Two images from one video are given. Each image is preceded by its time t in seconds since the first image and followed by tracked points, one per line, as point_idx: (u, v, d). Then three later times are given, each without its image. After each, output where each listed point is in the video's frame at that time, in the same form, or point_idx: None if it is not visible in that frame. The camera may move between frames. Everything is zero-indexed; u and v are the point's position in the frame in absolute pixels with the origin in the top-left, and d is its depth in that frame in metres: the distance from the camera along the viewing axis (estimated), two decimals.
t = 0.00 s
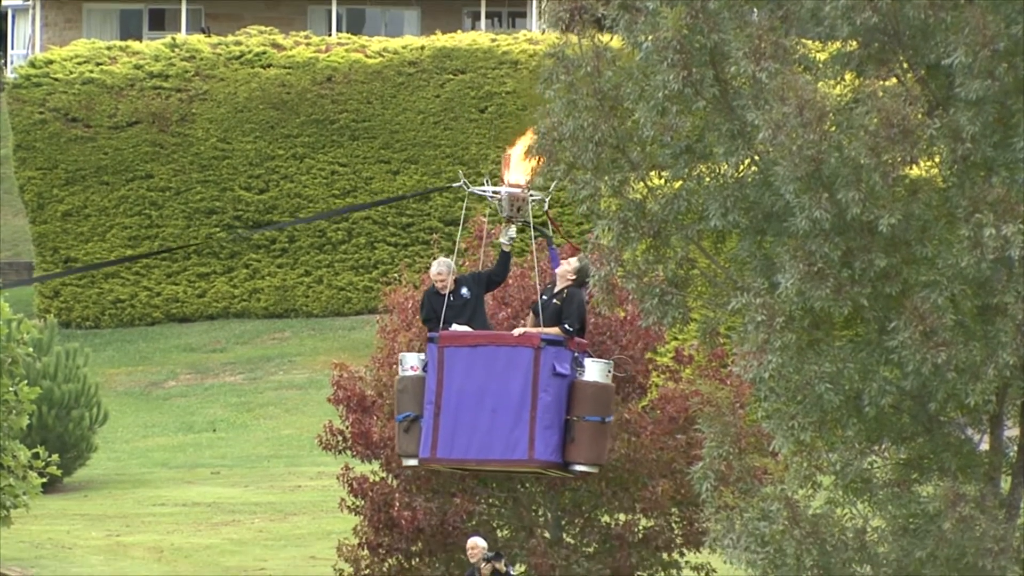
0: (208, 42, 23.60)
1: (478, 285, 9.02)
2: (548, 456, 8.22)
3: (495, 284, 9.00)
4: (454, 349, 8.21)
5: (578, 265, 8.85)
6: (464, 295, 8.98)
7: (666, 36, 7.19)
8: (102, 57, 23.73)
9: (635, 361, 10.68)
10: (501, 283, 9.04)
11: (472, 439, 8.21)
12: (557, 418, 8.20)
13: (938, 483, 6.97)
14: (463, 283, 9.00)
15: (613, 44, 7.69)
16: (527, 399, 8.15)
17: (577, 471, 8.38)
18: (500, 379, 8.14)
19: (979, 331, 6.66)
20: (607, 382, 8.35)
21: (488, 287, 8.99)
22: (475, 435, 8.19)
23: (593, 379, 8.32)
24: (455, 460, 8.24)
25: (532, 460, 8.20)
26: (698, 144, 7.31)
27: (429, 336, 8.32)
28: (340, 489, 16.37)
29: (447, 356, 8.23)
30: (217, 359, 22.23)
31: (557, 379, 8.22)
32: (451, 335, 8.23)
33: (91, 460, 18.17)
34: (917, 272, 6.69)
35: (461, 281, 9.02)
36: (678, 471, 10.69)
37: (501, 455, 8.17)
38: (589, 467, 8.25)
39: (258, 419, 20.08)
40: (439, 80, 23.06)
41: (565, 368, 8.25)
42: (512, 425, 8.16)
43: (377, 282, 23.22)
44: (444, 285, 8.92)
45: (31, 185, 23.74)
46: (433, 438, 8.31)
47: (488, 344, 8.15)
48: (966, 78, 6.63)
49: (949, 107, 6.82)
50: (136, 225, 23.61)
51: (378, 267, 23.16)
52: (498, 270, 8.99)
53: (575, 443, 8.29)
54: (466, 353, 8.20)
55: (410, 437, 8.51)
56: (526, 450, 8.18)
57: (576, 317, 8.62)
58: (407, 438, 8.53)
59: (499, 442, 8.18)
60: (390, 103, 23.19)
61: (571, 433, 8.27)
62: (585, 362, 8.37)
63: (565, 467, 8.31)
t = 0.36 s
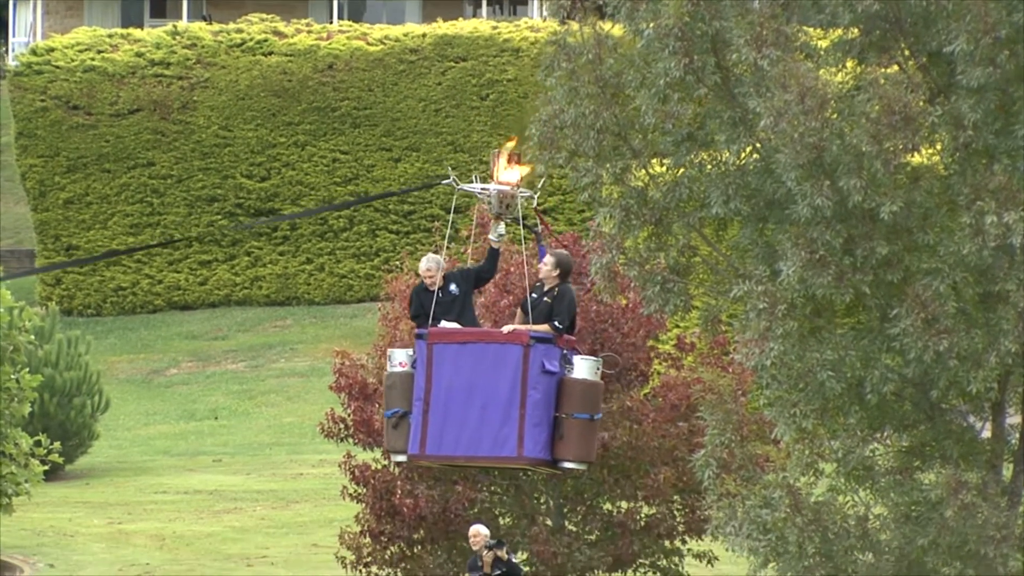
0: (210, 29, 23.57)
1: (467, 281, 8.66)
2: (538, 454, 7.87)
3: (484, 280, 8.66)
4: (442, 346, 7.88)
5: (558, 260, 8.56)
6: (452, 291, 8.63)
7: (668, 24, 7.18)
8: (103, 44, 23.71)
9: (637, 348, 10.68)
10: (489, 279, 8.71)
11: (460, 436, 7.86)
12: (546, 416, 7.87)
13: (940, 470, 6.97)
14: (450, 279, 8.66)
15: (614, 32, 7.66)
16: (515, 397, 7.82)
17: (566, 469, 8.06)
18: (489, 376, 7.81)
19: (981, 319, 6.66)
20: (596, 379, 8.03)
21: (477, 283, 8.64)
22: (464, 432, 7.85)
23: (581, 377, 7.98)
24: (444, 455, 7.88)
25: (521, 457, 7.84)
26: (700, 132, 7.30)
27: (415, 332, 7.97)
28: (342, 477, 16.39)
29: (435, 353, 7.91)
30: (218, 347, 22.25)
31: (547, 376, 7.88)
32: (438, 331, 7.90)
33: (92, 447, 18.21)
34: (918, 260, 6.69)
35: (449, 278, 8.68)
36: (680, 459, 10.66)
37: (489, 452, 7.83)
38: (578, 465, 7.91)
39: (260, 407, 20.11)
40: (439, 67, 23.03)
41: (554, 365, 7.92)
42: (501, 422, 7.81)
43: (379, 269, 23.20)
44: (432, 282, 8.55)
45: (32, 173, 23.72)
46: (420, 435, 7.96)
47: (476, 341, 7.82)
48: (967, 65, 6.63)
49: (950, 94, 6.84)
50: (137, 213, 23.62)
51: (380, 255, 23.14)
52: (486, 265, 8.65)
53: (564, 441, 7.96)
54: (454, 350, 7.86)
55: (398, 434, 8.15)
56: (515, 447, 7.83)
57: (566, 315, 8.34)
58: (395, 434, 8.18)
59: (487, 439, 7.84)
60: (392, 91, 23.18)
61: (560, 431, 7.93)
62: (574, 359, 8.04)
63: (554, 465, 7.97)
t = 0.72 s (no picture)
0: (211, 21, 23.57)
1: (453, 280, 8.57)
2: (523, 456, 7.87)
3: (470, 279, 8.57)
4: (429, 347, 7.83)
5: (539, 261, 8.42)
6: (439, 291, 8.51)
7: (670, 15, 7.19)
8: (104, 35, 23.78)
9: (638, 340, 10.65)
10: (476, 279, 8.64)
11: (446, 436, 7.84)
12: (532, 417, 7.86)
13: (940, 463, 6.96)
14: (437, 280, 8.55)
15: (616, 23, 7.68)
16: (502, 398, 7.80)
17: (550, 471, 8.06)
18: (476, 377, 7.78)
19: (981, 311, 6.66)
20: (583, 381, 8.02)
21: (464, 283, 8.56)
22: (450, 433, 7.82)
23: (568, 378, 7.98)
24: (429, 455, 7.86)
25: (507, 458, 7.84)
26: (701, 124, 7.30)
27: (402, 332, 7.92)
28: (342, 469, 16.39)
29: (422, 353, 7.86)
30: (219, 339, 22.28)
31: (534, 378, 7.87)
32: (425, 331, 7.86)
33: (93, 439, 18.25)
34: (919, 252, 6.69)
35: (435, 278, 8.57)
36: (681, 450, 10.65)
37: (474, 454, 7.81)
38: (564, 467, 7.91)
39: (260, 399, 20.13)
40: (439, 59, 22.92)
41: (541, 367, 7.90)
42: (487, 423, 7.79)
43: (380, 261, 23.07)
44: (420, 283, 8.45)
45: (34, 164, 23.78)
46: (406, 435, 7.93)
47: (464, 342, 7.78)
48: (969, 56, 6.61)
49: (951, 86, 6.84)
50: (138, 204, 23.64)
51: (381, 247, 23.02)
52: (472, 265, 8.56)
53: (549, 443, 7.96)
54: (441, 351, 7.83)
55: (383, 433, 8.13)
56: (501, 448, 7.83)
57: (551, 317, 8.23)
58: (380, 433, 8.15)
59: (473, 440, 7.82)
60: (393, 82, 23.09)
61: (546, 432, 7.93)
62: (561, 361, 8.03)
63: (539, 467, 7.98)
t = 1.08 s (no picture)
0: (212, 15, 23.56)
1: (441, 283, 8.50)
2: (510, 459, 7.86)
3: (458, 282, 8.51)
4: (416, 350, 7.77)
5: (525, 263, 8.41)
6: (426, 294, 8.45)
7: (671, 9, 7.17)
8: (106, 29, 23.81)
9: (640, 334, 10.65)
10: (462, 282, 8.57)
11: (433, 438, 7.80)
12: (519, 421, 7.85)
13: (942, 456, 6.96)
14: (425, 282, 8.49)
15: (617, 18, 7.68)
16: (488, 401, 7.78)
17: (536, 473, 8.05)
18: (463, 380, 7.75)
19: (983, 304, 6.66)
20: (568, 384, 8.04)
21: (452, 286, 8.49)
22: (437, 436, 7.78)
23: (554, 381, 7.99)
24: (416, 457, 7.81)
25: (494, 461, 7.83)
26: (702, 118, 7.30)
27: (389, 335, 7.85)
28: (345, 462, 16.41)
29: (408, 356, 7.79)
30: (221, 332, 22.30)
31: (520, 382, 7.86)
32: (413, 335, 7.79)
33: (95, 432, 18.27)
34: (921, 245, 6.70)
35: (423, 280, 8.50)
36: (683, 444, 10.67)
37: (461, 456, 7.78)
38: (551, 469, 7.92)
39: (262, 392, 20.14)
40: (441, 53, 22.83)
41: (527, 370, 7.90)
42: (474, 426, 7.76)
43: (382, 255, 22.98)
44: (410, 284, 8.37)
45: (35, 158, 23.75)
46: (392, 438, 7.87)
47: (451, 344, 7.73)
48: (970, 50, 6.63)
49: (953, 80, 6.84)
50: (140, 198, 23.66)
51: (382, 240, 22.90)
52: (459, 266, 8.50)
53: (536, 446, 7.96)
54: (428, 354, 7.77)
55: (371, 436, 8.05)
56: (488, 452, 7.81)
57: (541, 319, 8.18)
58: (367, 435, 8.08)
59: (460, 443, 7.78)
60: (395, 76, 23.04)
61: (533, 434, 7.93)
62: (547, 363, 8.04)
63: (525, 470, 7.98)
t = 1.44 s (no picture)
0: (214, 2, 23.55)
1: (429, 278, 7.98)
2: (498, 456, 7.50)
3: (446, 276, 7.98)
4: (403, 346, 7.43)
5: (515, 256, 7.98)
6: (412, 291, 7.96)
7: None
8: (108, 16, 23.84)
9: (642, 320, 10.61)
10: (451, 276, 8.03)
11: (420, 436, 7.45)
12: (508, 417, 7.48)
13: (944, 442, 6.96)
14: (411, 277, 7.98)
15: (619, 6, 7.69)
16: (476, 397, 7.43)
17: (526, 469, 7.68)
18: (450, 377, 7.40)
19: (985, 291, 6.66)
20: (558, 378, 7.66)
21: (441, 281, 7.95)
22: (424, 433, 7.43)
23: (543, 377, 7.61)
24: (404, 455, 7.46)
25: (482, 458, 7.47)
26: (704, 104, 7.29)
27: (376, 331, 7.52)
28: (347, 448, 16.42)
29: (395, 352, 7.45)
30: (223, 318, 22.31)
31: (508, 378, 7.50)
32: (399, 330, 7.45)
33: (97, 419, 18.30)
34: (923, 232, 6.70)
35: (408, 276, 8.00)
36: (684, 431, 10.68)
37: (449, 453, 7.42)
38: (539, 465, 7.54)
39: (263, 378, 20.17)
40: (442, 39, 22.66)
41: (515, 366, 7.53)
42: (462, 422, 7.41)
43: (383, 241, 22.87)
44: (396, 280, 7.84)
45: (37, 144, 23.77)
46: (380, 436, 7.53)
47: (438, 341, 7.40)
48: (972, 37, 6.62)
49: (955, 67, 6.84)
50: (142, 184, 23.65)
51: (384, 226, 22.75)
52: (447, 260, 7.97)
53: (525, 441, 7.59)
54: (415, 350, 7.42)
55: (359, 432, 7.70)
56: (475, 448, 7.45)
57: (526, 316, 7.85)
58: (355, 434, 7.73)
59: (447, 440, 7.43)
60: (396, 63, 22.89)
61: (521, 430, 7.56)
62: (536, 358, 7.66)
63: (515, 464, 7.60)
